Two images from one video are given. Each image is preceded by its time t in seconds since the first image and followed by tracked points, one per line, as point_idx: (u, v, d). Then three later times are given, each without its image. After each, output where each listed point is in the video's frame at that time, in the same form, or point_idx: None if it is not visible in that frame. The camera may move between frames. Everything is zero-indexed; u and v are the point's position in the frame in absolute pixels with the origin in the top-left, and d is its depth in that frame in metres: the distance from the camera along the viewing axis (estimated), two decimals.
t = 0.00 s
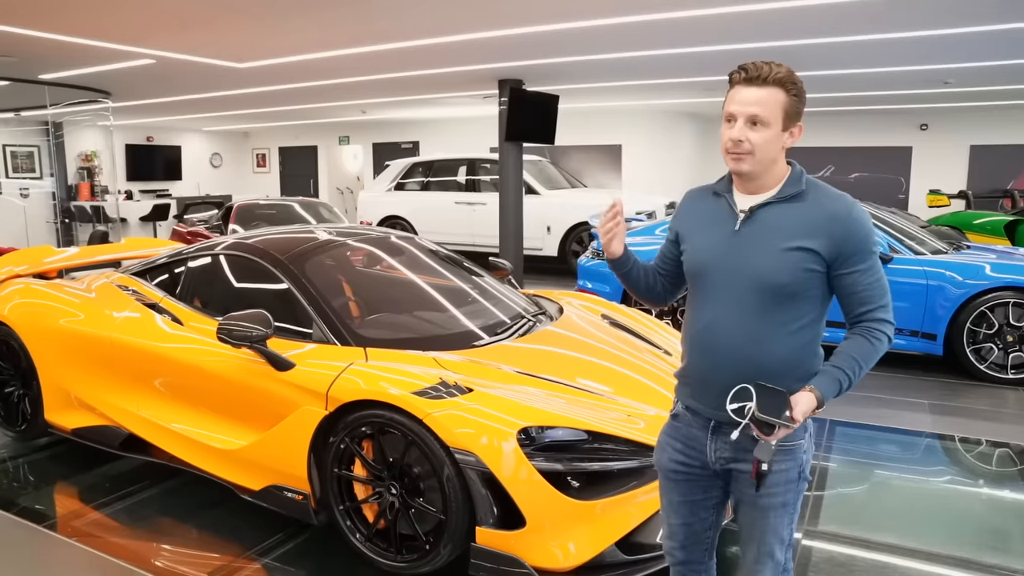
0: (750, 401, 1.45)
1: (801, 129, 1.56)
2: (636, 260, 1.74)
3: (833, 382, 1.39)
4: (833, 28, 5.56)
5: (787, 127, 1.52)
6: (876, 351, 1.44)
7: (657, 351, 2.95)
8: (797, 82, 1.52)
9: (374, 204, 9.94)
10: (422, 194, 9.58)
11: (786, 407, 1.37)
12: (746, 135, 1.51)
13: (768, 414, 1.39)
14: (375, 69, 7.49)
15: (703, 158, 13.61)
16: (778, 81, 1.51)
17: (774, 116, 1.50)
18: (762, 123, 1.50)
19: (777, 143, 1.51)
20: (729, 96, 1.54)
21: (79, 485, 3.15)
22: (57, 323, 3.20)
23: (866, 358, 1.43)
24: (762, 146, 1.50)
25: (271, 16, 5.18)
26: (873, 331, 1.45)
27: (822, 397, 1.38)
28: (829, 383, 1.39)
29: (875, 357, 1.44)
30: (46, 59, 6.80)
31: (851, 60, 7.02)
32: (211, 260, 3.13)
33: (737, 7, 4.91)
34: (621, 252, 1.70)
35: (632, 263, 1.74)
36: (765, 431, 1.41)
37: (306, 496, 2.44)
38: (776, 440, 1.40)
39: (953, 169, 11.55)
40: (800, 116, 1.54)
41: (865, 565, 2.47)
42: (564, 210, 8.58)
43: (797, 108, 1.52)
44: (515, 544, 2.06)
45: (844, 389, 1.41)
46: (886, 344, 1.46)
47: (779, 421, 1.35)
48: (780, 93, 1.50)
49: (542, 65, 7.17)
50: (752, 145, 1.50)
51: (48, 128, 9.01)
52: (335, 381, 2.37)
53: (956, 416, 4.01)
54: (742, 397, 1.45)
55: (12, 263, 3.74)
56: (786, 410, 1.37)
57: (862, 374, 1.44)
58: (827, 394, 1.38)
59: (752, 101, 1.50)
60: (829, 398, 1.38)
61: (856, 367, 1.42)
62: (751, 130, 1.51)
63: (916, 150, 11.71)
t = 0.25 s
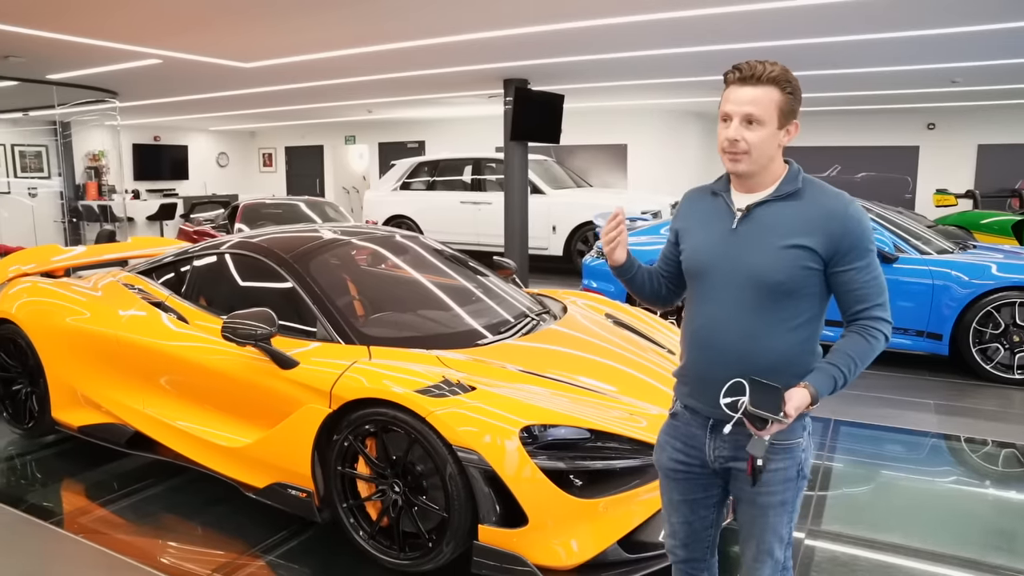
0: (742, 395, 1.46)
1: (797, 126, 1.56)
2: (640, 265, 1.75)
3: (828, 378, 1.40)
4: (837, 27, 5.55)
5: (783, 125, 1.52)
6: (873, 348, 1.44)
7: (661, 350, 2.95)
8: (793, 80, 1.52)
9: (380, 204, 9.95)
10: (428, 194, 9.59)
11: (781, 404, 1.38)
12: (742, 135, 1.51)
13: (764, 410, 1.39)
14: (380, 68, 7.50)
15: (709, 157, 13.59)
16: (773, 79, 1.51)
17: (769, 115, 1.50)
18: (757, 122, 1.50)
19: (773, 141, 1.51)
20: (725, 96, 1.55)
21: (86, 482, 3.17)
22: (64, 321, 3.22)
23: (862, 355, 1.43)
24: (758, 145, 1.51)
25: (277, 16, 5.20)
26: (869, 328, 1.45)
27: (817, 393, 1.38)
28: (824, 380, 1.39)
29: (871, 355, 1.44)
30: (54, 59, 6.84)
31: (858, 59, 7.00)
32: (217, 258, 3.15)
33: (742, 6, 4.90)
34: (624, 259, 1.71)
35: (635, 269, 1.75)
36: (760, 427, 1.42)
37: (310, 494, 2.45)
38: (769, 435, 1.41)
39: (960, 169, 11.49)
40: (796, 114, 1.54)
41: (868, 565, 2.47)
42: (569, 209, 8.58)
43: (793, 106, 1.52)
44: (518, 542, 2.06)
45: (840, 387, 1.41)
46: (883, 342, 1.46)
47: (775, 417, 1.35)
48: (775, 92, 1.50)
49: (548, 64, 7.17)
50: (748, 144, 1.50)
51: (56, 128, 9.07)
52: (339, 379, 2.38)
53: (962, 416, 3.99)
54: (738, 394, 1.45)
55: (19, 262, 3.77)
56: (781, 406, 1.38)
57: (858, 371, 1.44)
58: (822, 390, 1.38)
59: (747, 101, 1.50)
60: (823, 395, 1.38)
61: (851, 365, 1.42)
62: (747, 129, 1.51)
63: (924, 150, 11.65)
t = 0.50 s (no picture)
0: (737, 394, 1.50)
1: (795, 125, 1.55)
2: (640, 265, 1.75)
3: (823, 377, 1.39)
4: (841, 27, 5.55)
5: (779, 123, 1.52)
6: (869, 348, 1.43)
7: (664, 350, 2.95)
8: (788, 78, 1.52)
9: (384, 203, 9.95)
10: (432, 193, 9.60)
11: (774, 402, 1.38)
12: (737, 134, 1.51)
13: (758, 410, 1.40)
14: (385, 67, 7.50)
15: (714, 157, 13.56)
16: (768, 77, 1.51)
17: (765, 113, 1.50)
18: (752, 120, 1.50)
19: (769, 140, 1.51)
20: (720, 95, 1.55)
21: (90, 480, 3.18)
22: (69, 320, 3.24)
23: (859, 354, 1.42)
24: (754, 144, 1.50)
25: (281, 16, 5.21)
26: (866, 328, 1.44)
27: (811, 393, 1.38)
28: (819, 379, 1.39)
29: (868, 355, 1.44)
30: (59, 59, 6.86)
31: (864, 58, 6.98)
32: (221, 258, 3.16)
33: (746, 5, 4.89)
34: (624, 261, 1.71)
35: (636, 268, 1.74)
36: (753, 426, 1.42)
37: (312, 493, 2.45)
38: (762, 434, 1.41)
39: (966, 169, 11.46)
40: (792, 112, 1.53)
41: (870, 565, 2.46)
42: (572, 209, 8.57)
43: (789, 104, 1.51)
44: (520, 541, 2.06)
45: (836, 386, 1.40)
46: (880, 342, 1.45)
47: (768, 417, 1.36)
48: (770, 90, 1.50)
49: (552, 64, 7.17)
50: (743, 143, 1.50)
51: (61, 127, 9.16)
52: (341, 378, 2.38)
53: (965, 416, 3.98)
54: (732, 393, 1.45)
55: (24, 261, 3.79)
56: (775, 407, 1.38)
57: (855, 371, 1.43)
58: (816, 389, 1.38)
59: (742, 99, 1.50)
60: (818, 395, 1.38)
61: (847, 365, 1.42)
62: (742, 128, 1.51)
63: (928, 149, 11.62)
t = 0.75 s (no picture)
0: (726, 395, 1.48)
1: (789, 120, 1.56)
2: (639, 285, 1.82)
3: (817, 380, 1.39)
4: (843, 27, 5.54)
5: (776, 121, 1.52)
6: (867, 352, 1.42)
7: (666, 350, 2.95)
8: (777, 75, 1.53)
9: (386, 202, 9.95)
10: (434, 193, 9.61)
11: (764, 405, 1.38)
12: (739, 136, 1.50)
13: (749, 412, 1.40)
14: (387, 67, 7.48)
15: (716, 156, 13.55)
16: (760, 77, 1.51)
17: (762, 112, 1.50)
18: (752, 121, 1.50)
19: (769, 138, 1.52)
20: (714, 100, 1.54)
21: (93, 478, 3.19)
22: (73, 319, 3.25)
23: (855, 358, 1.41)
24: (755, 144, 1.50)
25: (283, 15, 5.22)
26: (862, 331, 1.43)
27: (804, 395, 1.37)
28: (813, 381, 1.38)
29: (865, 359, 1.42)
30: (62, 59, 6.88)
31: (867, 58, 6.97)
32: (224, 257, 3.16)
33: (749, 5, 4.88)
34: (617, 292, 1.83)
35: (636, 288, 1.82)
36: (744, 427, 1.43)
37: (315, 492, 2.46)
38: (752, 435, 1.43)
39: (969, 168, 11.44)
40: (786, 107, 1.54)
41: (872, 565, 2.46)
42: (575, 208, 8.57)
43: (783, 100, 1.52)
44: (521, 540, 2.07)
45: (831, 389, 1.39)
46: (877, 346, 1.43)
47: (757, 419, 1.36)
48: (763, 89, 1.51)
49: (554, 63, 7.16)
50: (746, 144, 1.50)
51: (65, 126, 9.21)
52: (344, 377, 2.39)
53: (968, 416, 3.98)
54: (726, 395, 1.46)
55: (28, 260, 3.79)
56: (766, 409, 1.38)
57: (850, 376, 1.42)
58: (809, 392, 1.37)
59: (738, 101, 1.50)
60: (811, 398, 1.37)
61: (843, 369, 1.40)
62: (743, 129, 1.50)
63: (931, 149, 11.60)
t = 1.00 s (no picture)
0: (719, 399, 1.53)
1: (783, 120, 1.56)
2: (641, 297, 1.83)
3: (810, 381, 1.38)
4: (847, 26, 5.53)
5: (770, 123, 1.52)
6: (864, 352, 1.40)
7: (669, 350, 2.94)
8: (770, 77, 1.53)
9: (389, 202, 9.96)
10: (437, 192, 9.61)
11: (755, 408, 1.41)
12: (733, 142, 1.51)
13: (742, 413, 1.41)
14: (391, 66, 7.46)
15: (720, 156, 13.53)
16: (751, 81, 1.51)
17: (755, 116, 1.50)
18: (745, 126, 1.50)
19: (763, 142, 1.52)
20: (707, 106, 1.55)
21: (97, 477, 3.20)
22: (77, 318, 3.26)
23: (851, 359, 1.40)
24: (750, 148, 1.51)
25: (286, 15, 5.22)
26: (859, 332, 1.41)
27: (796, 396, 1.37)
28: (806, 383, 1.38)
29: (862, 360, 1.41)
30: (67, 59, 6.90)
31: (870, 58, 6.96)
32: (227, 256, 3.17)
33: (752, 5, 4.88)
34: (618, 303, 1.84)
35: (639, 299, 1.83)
36: (737, 428, 1.45)
37: (318, 491, 2.46)
38: (745, 437, 1.45)
39: (973, 168, 11.42)
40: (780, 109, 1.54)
41: (875, 565, 2.46)
42: (578, 208, 8.56)
43: (776, 103, 1.52)
44: (524, 540, 2.07)
45: (825, 391, 1.39)
46: (876, 347, 1.42)
47: (747, 421, 1.38)
48: (755, 93, 1.51)
49: (558, 63, 7.15)
50: (741, 150, 1.50)
51: (69, 126, 9.24)
52: (347, 377, 2.39)
53: (972, 417, 3.97)
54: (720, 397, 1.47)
55: (32, 259, 3.81)
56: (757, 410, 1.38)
57: (846, 377, 1.41)
58: (801, 393, 1.37)
59: (731, 107, 1.50)
60: (804, 399, 1.37)
61: (837, 370, 1.39)
62: (736, 135, 1.51)
63: (935, 149, 11.57)
